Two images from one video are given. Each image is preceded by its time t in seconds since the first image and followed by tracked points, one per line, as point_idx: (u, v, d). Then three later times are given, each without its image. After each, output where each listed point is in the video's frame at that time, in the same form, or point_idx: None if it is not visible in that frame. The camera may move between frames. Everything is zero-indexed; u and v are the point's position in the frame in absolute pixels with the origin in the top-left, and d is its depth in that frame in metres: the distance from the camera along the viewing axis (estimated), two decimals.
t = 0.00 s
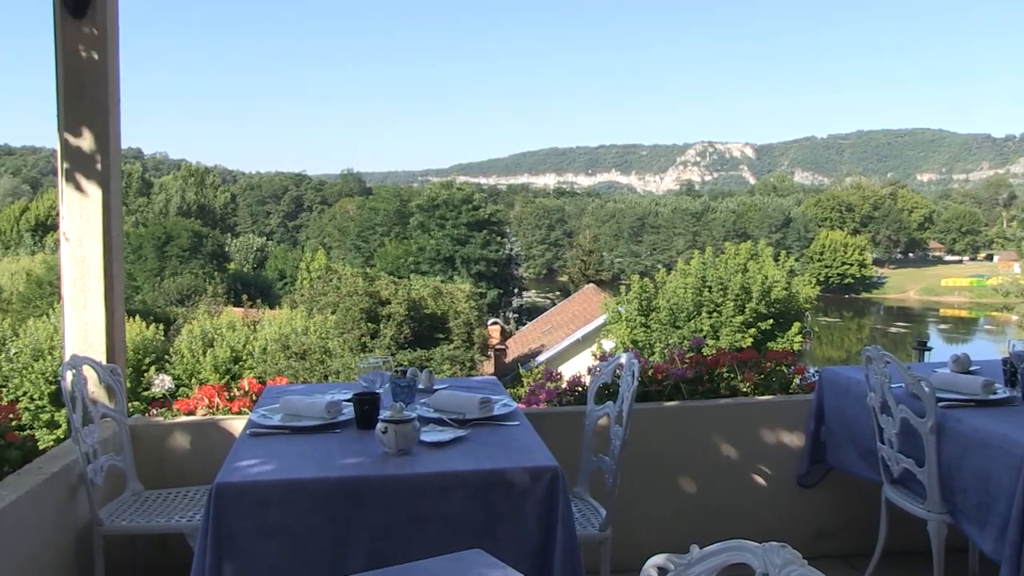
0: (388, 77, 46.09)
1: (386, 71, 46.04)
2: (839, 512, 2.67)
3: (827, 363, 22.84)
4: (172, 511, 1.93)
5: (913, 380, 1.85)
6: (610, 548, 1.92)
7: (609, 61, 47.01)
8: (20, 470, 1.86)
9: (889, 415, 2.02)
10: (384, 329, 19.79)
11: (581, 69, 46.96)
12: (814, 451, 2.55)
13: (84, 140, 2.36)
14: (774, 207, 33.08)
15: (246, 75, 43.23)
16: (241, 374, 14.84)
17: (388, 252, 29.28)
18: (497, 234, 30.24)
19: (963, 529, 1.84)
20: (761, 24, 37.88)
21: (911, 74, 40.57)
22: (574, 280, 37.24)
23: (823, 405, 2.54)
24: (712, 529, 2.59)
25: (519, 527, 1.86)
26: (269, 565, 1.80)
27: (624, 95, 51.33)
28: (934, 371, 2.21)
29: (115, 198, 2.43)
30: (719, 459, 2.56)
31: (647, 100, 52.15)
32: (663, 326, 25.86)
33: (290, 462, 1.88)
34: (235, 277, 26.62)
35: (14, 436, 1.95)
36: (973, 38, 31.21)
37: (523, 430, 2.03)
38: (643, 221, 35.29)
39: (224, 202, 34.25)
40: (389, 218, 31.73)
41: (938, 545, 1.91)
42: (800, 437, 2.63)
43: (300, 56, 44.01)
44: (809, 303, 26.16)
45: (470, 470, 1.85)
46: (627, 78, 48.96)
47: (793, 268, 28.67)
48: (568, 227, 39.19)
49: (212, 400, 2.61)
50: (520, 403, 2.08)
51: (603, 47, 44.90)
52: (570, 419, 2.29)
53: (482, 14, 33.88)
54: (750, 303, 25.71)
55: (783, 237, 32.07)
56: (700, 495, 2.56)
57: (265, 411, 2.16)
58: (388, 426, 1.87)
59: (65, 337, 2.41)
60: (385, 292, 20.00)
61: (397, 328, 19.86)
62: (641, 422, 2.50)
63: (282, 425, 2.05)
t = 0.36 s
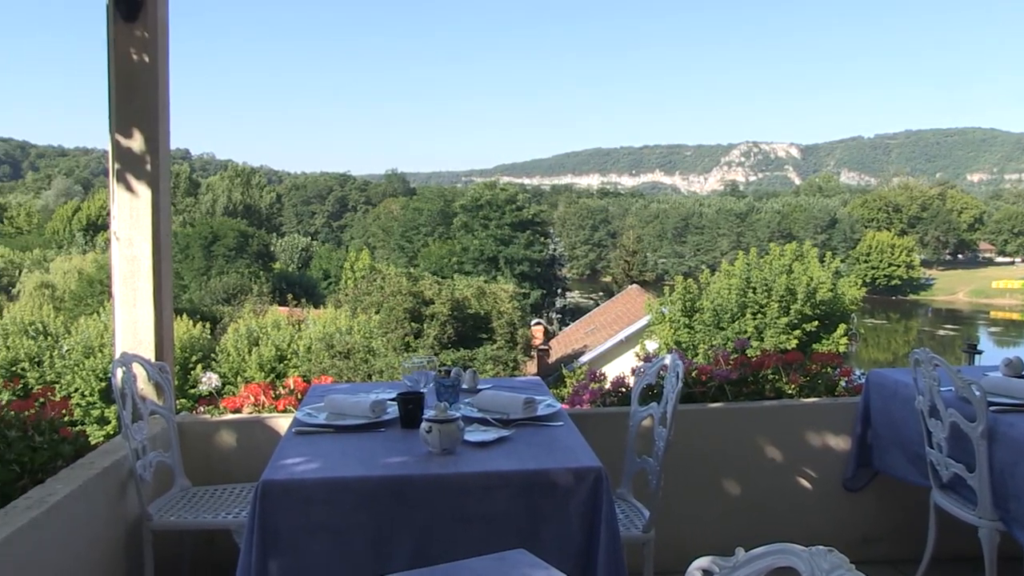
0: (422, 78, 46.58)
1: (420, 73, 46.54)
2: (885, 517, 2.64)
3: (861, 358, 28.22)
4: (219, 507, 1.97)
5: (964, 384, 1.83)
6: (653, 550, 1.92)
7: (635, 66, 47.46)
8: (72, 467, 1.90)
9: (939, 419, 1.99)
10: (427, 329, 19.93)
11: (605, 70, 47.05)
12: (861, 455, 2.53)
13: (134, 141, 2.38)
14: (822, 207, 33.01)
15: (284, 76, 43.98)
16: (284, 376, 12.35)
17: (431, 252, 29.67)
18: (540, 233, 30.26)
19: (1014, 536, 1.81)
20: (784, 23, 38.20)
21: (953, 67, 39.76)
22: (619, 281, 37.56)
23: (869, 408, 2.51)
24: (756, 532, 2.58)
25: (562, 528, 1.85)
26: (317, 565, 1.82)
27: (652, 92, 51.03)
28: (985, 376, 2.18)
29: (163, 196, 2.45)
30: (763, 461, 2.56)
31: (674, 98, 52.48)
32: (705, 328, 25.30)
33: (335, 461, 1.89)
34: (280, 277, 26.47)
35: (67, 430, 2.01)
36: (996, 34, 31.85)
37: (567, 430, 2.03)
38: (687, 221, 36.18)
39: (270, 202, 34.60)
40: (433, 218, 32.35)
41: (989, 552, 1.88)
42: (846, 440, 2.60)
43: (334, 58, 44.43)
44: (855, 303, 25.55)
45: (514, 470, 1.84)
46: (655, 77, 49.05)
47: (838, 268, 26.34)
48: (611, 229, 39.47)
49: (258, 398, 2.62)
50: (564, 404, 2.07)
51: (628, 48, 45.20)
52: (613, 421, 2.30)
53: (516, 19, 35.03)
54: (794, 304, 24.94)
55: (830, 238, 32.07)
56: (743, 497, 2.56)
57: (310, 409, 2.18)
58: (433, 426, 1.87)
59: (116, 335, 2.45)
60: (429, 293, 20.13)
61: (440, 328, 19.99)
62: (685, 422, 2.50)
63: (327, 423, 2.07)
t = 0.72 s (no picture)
0: (448, 79, 46.85)
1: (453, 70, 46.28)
2: (936, 523, 2.62)
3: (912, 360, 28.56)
4: (266, 501, 2.03)
5: (1017, 388, 1.79)
6: (697, 553, 1.91)
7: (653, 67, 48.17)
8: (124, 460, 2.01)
9: (992, 424, 1.96)
10: (471, 329, 19.79)
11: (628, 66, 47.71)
12: (911, 460, 2.52)
13: (185, 143, 2.41)
14: (870, 208, 35.15)
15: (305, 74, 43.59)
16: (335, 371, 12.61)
17: (476, 252, 30.03)
18: (586, 234, 30.00)
19: None
20: (788, 22, 39.18)
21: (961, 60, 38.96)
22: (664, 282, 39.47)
23: (920, 413, 2.48)
24: (806, 534, 2.58)
25: (606, 527, 1.85)
26: (365, 564, 1.83)
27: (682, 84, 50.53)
28: None
29: (213, 199, 2.48)
30: (811, 464, 2.55)
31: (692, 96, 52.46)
32: (751, 329, 24.96)
33: (381, 461, 1.90)
34: (325, 277, 26.95)
35: (119, 426, 2.14)
36: None
37: (612, 431, 2.02)
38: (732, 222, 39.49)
39: (315, 201, 36.01)
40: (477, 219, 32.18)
41: None
42: (895, 445, 2.58)
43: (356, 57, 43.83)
44: (905, 306, 25.41)
45: (558, 469, 1.84)
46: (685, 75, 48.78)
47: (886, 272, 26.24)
48: (656, 229, 41.66)
49: (304, 397, 2.66)
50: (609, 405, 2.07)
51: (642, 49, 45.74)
52: (658, 422, 2.30)
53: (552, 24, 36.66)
54: (841, 306, 24.42)
55: (877, 239, 34.01)
56: (790, 501, 2.55)
57: (357, 408, 2.21)
58: (478, 425, 1.88)
59: (165, 333, 2.48)
60: (474, 294, 19.98)
61: (484, 329, 19.86)
62: (731, 425, 2.50)
63: (372, 422, 2.08)
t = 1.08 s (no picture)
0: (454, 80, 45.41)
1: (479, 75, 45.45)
2: (995, 531, 2.58)
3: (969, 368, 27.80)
4: (317, 497, 2.07)
5: None
6: (746, 556, 1.90)
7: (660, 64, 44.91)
8: (180, 455, 2.11)
9: None
10: (519, 329, 19.62)
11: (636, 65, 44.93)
12: (968, 466, 2.48)
13: (239, 143, 2.43)
14: (926, 207, 31.68)
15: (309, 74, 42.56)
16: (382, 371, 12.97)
17: (525, 252, 30.03)
18: (635, 235, 29.69)
19: None
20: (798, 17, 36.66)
21: (977, 58, 38.42)
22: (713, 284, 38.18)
23: (977, 418, 2.44)
24: (858, 539, 2.56)
25: (655, 529, 1.84)
26: (414, 563, 1.84)
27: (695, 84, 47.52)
28: None
29: (266, 198, 2.50)
30: (864, 469, 2.54)
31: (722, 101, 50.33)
32: (803, 331, 24.17)
33: (431, 459, 1.91)
34: (376, 275, 26.74)
35: (173, 422, 2.24)
36: None
37: (662, 433, 2.00)
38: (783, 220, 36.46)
39: (366, 202, 35.44)
40: (527, 220, 31.95)
41: None
42: (951, 451, 2.56)
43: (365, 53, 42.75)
44: (960, 308, 24.01)
45: (607, 470, 1.83)
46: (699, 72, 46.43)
47: (940, 273, 25.02)
48: (706, 229, 39.72)
49: (355, 395, 2.73)
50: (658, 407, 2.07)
51: (641, 53, 44.19)
52: (707, 424, 2.31)
53: (583, 24, 36.33)
54: (894, 308, 23.50)
55: (932, 240, 30.64)
56: (842, 505, 2.54)
57: (407, 407, 2.23)
58: (528, 426, 1.88)
59: (219, 331, 2.51)
60: (522, 293, 19.80)
61: (533, 329, 19.75)
62: (782, 428, 2.50)
63: (422, 422, 2.09)
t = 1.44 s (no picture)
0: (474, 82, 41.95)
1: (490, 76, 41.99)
2: None
3: None
4: (365, 495, 2.10)
5: None
6: (796, 558, 1.89)
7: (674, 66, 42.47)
8: (228, 454, 2.15)
9: None
10: (566, 330, 19.59)
11: (644, 64, 42.14)
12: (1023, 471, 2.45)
13: (288, 144, 2.46)
14: (979, 207, 28.53)
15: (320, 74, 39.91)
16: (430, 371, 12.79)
17: (571, 253, 28.21)
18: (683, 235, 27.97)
19: None
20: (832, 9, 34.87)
21: None
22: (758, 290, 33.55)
23: None
24: (907, 543, 2.55)
25: (703, 534, 1.83)
26: (462, 562, 1.85)
27: (697, 91, 44.60)
28: None
29: (314, 197, 2.52)
30: (914, 474, 2.53)
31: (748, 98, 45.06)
32: (852, 333, 23.47)
33: (477, 459, 1.91)
34: (423, 275, 25.92)
35: (223, 420, 2.28)
36: None
37: (711, 435, 1.99)
38: (831, 222, 32.26)
39: (414, 202, 32.33)
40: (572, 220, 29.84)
41: None
42: (1006, 456, 2.53)
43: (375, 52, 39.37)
44: (1015, 311, 23.26)
45: (654, 472, 1.83)
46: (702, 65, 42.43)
47: (994, 275, 24.04)
48: (754, 229, 34.37)
49: (402, 395, 2.75)
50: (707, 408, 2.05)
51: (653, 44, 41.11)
52: (755, 426, 2.31)
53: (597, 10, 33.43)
54: (946, 310, 22.84)
55: (986, 241, 27.78)
56: (892, 509, 2.53)
57: (453, 407, 2.25)
58: (574, 426, 1.88)
59: (269, 330, 2.55)
60: (568, 293, 19.79)
61: (579, 329, 19.68)
62: (830, 431, 2.50)
63: (469, 422, 2.10)
